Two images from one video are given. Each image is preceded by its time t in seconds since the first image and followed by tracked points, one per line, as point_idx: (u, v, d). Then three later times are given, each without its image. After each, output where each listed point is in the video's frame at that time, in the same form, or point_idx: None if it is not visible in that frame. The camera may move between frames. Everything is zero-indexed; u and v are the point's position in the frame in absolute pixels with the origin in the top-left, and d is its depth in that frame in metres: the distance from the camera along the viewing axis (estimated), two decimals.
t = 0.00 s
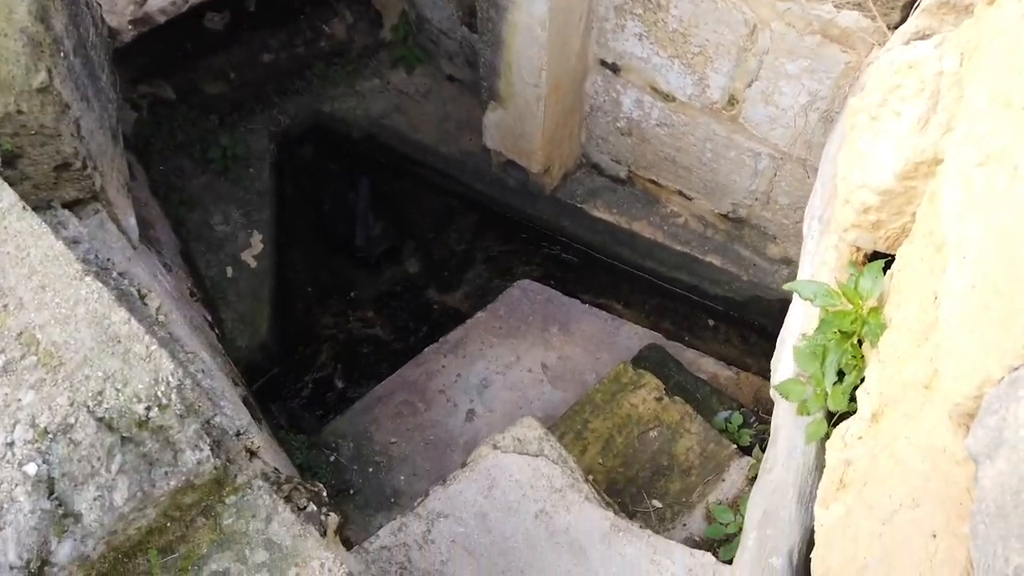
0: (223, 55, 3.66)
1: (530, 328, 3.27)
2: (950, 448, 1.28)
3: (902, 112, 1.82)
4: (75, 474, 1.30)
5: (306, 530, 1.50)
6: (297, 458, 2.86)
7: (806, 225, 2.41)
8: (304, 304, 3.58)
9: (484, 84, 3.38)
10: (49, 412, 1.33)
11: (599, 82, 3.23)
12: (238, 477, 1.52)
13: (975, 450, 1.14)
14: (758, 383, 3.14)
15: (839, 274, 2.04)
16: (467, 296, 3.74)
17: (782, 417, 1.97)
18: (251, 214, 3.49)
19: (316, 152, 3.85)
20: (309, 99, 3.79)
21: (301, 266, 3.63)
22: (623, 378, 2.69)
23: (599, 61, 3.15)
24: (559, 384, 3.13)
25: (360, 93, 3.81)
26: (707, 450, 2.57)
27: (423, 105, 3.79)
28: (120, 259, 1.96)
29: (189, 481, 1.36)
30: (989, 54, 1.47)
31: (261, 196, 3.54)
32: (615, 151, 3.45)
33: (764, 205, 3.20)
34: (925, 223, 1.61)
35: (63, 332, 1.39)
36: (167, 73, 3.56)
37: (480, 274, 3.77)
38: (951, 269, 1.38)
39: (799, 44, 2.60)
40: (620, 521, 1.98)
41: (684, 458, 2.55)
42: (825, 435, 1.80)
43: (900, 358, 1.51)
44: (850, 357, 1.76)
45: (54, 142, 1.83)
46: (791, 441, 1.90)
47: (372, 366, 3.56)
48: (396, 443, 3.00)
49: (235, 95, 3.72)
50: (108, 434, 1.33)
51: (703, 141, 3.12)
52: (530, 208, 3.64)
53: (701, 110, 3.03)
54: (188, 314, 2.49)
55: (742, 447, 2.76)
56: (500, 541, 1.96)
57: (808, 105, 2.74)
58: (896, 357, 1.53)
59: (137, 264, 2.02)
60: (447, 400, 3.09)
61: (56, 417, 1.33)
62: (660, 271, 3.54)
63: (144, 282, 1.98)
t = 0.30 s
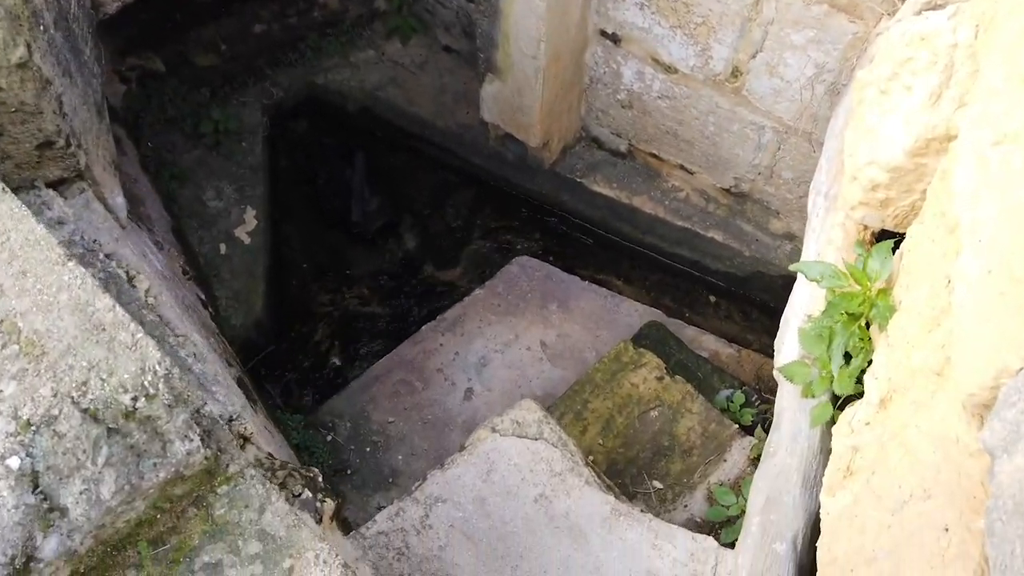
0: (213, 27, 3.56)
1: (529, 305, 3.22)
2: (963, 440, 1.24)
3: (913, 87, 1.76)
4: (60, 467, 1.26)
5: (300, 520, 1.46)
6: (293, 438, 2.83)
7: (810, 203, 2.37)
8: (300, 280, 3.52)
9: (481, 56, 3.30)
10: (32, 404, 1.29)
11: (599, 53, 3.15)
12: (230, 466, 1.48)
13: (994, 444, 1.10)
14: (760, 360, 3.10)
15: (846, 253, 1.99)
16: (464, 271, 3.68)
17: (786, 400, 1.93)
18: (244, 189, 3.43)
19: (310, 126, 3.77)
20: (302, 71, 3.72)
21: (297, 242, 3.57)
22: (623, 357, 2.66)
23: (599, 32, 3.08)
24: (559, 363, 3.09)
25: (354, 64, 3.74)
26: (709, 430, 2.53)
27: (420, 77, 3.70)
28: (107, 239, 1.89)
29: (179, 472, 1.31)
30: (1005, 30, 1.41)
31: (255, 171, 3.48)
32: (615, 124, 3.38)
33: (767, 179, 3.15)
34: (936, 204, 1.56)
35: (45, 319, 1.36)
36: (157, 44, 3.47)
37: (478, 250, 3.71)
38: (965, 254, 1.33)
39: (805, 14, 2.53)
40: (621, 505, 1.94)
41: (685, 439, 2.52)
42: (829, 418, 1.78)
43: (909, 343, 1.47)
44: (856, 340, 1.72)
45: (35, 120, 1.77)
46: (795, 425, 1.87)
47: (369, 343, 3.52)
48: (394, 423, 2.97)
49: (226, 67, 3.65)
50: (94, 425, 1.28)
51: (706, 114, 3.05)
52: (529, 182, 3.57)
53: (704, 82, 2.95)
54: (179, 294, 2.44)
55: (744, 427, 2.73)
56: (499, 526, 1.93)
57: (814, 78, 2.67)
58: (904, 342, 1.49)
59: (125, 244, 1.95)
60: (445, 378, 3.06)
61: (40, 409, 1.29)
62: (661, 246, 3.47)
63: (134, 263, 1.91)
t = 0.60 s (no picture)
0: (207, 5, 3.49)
1: (529, 290, 3.18)
2: (980, 440, 1.20)
3: (926, 71, 1.70)
4: (50, 469, 1.22)
5: (298, 518, 1.44)
6: (291, 426, 2.81)
7: (817, 187, 2.35)
8: (297, 264, 3.48)
9: (481, 35, 3.23)
10: (20, 404, 1.25)
11: (602, 32, 3.08)
12: (225, 463, 1.43)
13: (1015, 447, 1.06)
14: (763, 345, 3.07)
15: (856, 241, 1.94)
16: (464, 254, 3.62)
17: (792, 390, 1.90)
18: (240, 171, 3.38)
19: (307, 105, 3.70)
20: (298, 50, 3.65)
21: (293, 225, 3.52)
22: (626, 344, 2.62)
23: (602, 10, 3.01)
24: (560, 348, 3.06)
25: (351, 43, 3.66)
26: (713, 418, 2.50)
27: (418, 56, 3.62)
28: (98, 228, 1.86)
29: (174, 471, 1.26)
30: None
31: (250, 152, 3.43)
32: (617, 105, 3.32)
33: (772, 161, 3.09)
34: (951, 192, 1.51)
35: (33, 315, 1.33)
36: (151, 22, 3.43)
37: (478, 232, 3.65)
38: (981, 246, 1.29)
39: None
40: (625, 497, 1.92)
41: (689, 427, 2.49)
42: (837, 410, 1.75)
43: (922, 337, 1.43)
44: (867, 332, 1.68)
45: (21, 105, 1.71)
46: (803, 415, 1.84)
47: (368, 328, 3.48)
48: (393, 409, 2.95)
49: (220, 47, 3.58)
50: (84, 425, 1.24)
51: (710, 95, 2.99)
52: (530, 164, 3.51)
53: (709, 62, 2.89)
54: (174, 281, 2.39)
55: (748, 414, 2.70)
56: (501, 519, 1.90)
57: (822, 58, 2.61)
58: (917, 336, 1.45)
59: (117, 232, 1.93)
60: (445, 364, 3.03)
61: (28, 409, 1.25)
62: (665, 230, 3.43)
63: (125, 251, 1.89)
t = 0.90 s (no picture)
0: None
1: (530, 276, 3.13)
2: (1003, 447, 1.18)
3: (944, 55, 1.62)
4: (40, 480, 1.16)
5: (297, 524, 1.41)
6: (290, 416, 2.77)
7: (825, 173, 2.32)
8: (294, 250, 3.42)
9: (479, 14, 3.14)
10: (7, 414, 1.20)
11: (603, 11, 3.01)
12: (224, 467, 1.40)
13: None
14: (768, 330, 3.03)
15: (869, 230, 1.90)
16: (463, 238, 3.58)
17: (801, 382, 1.87)
18: (233, 155, 3.30)
19: (302, 88, 3.63)
20: (291, 30, 3.58)
21: (289, 210, 3.45)
22: (630, 332, 2.59)
23: None
24: (562, 335, 3.02)
25: (346, 22, 3.58)
26: (718, 406, 2.47)
27: (414, 35, 3.55)
28: (88, 221, 1.80)
29: (169, 479, 1.22)
30: None
31: (244, 136, 3.35)
32: (619, 86, 3.26)
33: (777, 143, 3.03)
34: (970, 181, 1.44)
35: (19, 320, 1.28)
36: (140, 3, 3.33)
37: (477, 215, 3.61)
38: (1003, 245, 1.24)
39: None
40: (630, 492, 1.89)
41: (694, 416, 2.46)
42: (848, 405, 1.72)
43: (938, 334, 1.38)
44: (881, 326, 1.63)
45: (6, 96, 1.65)
46: (812, 409, 1.80)
47: (367, 314, 3.44)
48: (393, 398, 2.91)
49: (212, 27, 3.50)
50: (76, 435, 1.20)
51: (714, 75, 2.92)
52: (530, 146, 3.44)
53: (713, 41, 2.82)
54: (168, 272, 2.34)
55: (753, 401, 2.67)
56: (504, 516, 1.86)
57: (831, 38, 2.54)
58: (933, 333, 1.40)
59: (107, 224, 1.88)
60: (445, 352, 2.99)
61: (16, 419, 1.20)
62: (667, 213, 3.37)
63: (116, 245, 1.84)
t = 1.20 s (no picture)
0: None
1: (533, 269, 3.10)
2: None
3: (962, 53, 1.58)
4: (40, 507, 1.14)
5: (303, 542, 1.38)
6: (292, 414, 2.74)
7: (834, 162, 2.27)
8: (294, 242, 3.38)
9: (480, 3, 3.08)
10: (5, 439, 1.17)
11: None
12: (228, 486, 1.37)
13: None
14: (774, 323, 2.99)
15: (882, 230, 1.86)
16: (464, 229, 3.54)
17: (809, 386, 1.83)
18: (231, 147, 3.25)
19: (299, 76, 3.57)
20: (287, 18, 3.49)
21: (288, 201, 3.41)
22: (635, 328, 2.55)
23: None
24: (566, 329, 2.99)
25: (344, 9, 3.49)
26: (724, 404, 2.44)
27: (413, 22, 3.46)
28: (84, 227, 1.76)
29: (171, 501, 1.18)
30: None
31: (241, 127, 3.30)
32: (622, 74, 3.20)
33: (784, 133, 2.98)
34: (985, 183, 1.40)
35: (15, 341, 1.25)
36: None
37: (479, 205, 3.55)
38: None
39: None
40: (639, 497, 1.86)
41: (700, 413, 2.43)
42: (860, 409, 1.70)
43: (959, 344, 1.35)
44: (895, 332, 1.60)
45: None
46: (824, 414, 1.77)
47: (367, 307, 3.41)
48: (396, 394, 2.88)
49: (206, 15, 3.42)
50: (75, 460, 1.17)
51: (720, 65, 2.87)
52: (531, 136, 3.39)
53: (719, 30, 2.76)
54: (166, 272, 2.31)
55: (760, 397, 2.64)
56: (511, 522, 1.84)
57: (840, 28, 2.49)
58: (953, 342, 1.37)
59: (104, 228, 1.84)
60: (447, 347, 2.96)
61: (14, 444, 1.17)
62: (670, 203, 3.32)
63: (113, 250, 1.80)
